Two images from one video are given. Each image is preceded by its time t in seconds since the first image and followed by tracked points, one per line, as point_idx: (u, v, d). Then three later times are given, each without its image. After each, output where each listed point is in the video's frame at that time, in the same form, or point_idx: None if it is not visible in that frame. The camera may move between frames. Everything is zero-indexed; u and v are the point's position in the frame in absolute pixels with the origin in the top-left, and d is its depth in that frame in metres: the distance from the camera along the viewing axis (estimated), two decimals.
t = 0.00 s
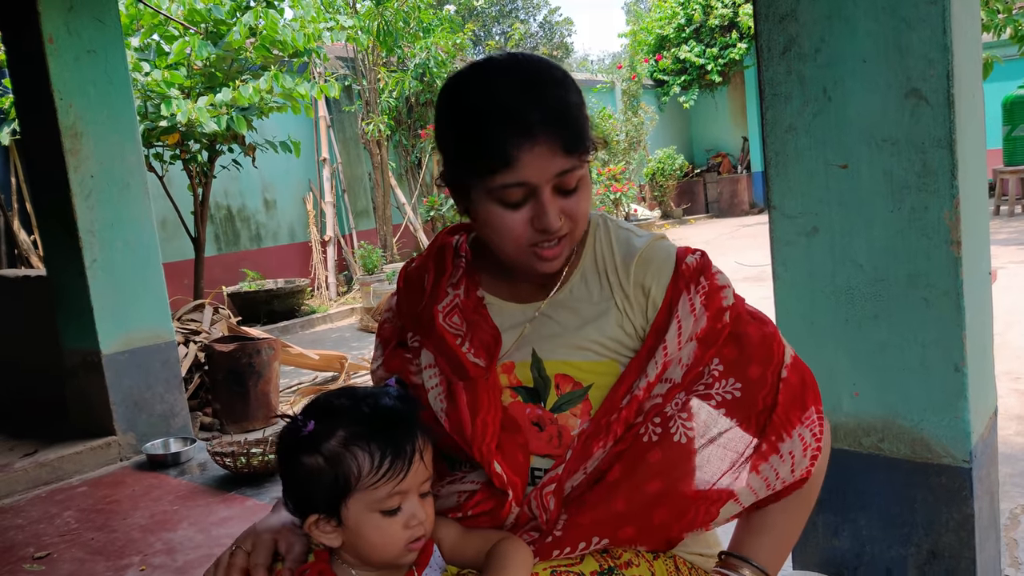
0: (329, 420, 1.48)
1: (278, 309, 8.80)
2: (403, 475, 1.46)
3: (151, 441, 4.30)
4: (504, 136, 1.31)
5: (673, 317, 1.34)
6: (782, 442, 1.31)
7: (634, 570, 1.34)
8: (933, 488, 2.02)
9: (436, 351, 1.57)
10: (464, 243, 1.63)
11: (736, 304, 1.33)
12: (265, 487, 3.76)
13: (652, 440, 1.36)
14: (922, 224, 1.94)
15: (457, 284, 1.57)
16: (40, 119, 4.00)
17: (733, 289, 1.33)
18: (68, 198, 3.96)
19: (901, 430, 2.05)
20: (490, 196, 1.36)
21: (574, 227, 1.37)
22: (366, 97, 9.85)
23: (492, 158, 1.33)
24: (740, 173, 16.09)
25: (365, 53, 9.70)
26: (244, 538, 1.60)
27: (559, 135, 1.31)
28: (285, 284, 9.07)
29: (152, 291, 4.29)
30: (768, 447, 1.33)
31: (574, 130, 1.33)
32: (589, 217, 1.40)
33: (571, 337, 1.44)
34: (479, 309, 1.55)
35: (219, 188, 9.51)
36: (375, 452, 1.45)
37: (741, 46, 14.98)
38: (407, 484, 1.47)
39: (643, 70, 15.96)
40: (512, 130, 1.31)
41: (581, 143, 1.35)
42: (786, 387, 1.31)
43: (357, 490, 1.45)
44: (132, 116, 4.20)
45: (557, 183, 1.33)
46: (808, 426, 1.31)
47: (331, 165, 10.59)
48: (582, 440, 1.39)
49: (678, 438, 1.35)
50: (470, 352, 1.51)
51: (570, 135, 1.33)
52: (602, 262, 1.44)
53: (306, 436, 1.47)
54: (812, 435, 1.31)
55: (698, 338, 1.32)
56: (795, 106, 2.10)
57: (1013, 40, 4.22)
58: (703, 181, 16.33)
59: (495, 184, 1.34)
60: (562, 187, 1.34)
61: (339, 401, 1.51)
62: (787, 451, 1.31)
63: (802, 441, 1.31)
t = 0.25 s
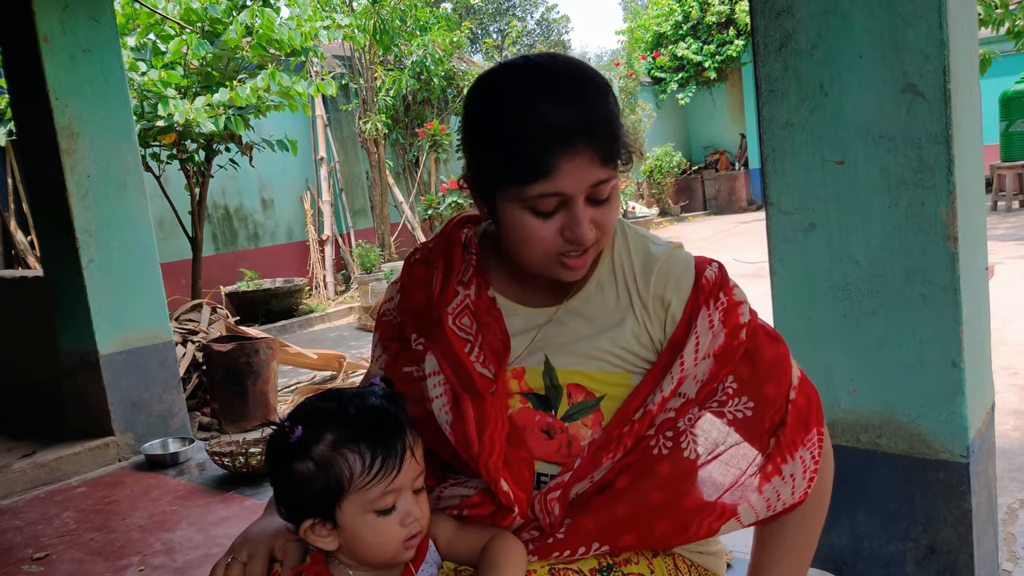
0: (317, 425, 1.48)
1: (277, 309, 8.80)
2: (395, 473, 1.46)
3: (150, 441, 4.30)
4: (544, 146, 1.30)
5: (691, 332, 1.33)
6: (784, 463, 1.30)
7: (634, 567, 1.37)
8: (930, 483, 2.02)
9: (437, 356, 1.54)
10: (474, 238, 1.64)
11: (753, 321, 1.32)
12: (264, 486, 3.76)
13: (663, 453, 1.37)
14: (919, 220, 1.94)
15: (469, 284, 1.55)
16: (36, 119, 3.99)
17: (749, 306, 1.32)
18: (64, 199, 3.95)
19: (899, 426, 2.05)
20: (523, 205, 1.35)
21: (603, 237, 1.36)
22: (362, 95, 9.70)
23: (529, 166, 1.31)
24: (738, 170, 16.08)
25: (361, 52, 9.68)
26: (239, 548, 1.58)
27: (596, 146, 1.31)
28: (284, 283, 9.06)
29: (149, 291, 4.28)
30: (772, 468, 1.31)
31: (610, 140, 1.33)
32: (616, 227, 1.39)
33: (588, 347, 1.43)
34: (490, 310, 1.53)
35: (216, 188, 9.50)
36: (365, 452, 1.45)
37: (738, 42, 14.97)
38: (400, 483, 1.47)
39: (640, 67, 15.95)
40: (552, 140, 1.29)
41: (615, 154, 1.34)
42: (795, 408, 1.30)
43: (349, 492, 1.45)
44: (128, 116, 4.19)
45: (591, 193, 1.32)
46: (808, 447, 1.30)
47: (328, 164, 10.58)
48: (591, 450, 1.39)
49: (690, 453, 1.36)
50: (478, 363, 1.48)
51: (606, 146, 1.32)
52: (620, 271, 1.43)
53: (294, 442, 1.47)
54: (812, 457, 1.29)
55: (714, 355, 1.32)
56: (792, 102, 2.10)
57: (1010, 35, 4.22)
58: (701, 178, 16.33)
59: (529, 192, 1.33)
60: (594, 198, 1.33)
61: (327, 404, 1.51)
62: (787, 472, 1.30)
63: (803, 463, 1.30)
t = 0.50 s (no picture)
0: (333, 418, 1.49)
1: (274, 307, 8.79)
2: (408, 472, 1.47)
3: (148, 441, 4.29)
4: (568, 147, 1.28)
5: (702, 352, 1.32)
6: (790, 496, 1.31)
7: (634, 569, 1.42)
8: (928, 479, 2.02)
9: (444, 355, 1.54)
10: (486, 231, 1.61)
11: (766, 346, 1.31)
12: (262, 485, 3.76)
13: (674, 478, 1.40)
14: (916, 216, 1.94)
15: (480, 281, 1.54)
16: (31, 119, 3.98)
17: (763, 330, 1.32)
18: (60, 198, 3.94)
19: (896, 421, 2.05)
20: (542, 206, 1.33)
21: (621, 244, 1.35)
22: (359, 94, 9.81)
23: (552, 167, 1.29)
24: (735, 167, 16.09)
25: (358, 50, 9.66)
26: (240, 549, 1.57)
27: (621, 151, 1.30)
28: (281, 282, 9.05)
29: (146, 290, 4.27)
30: (777, 501, 1.31)
31: (637, 146, 1.32)
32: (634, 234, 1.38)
33: (595, 354, 1.43)
34: (501, 308, 1.52)
35: (212, 187, 9.49)
36: (380, 449, 1.45)
37: (735, 39, 14.98)
38: (413, 482, 1.48)
39: (637, 64, 15.95)
40: (577, 141, 1.28)
41: (641, 161, 1.33)
42: (796, 439, 1.31)
43: (362, 487, 1.46)
44: (124, 115, 4.18)
45: (612, 199, 1.31)
46: (813, 480, 1.31)
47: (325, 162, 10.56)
48: (600, 472, 1.40)
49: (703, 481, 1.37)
50: (487, 364, 1.49)
51: (632, 151, 1.31)
52: (633, 278, 1.41)
53: (311, 434, 1.48)
54: (817, 488, 1.31)
55: (727, 378, 1.31)
56: (788, 98, 2.10)
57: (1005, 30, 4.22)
58: (698, 174, 16.33)
59: (551, 194, 1.31)
60: (615, 204, 1.32)
61: (343, 399, 1.51)
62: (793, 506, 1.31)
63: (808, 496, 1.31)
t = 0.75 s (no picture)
0: (367, 411, 1.49)
1: (272, 305, 8.78)
2: (436, 469, 1.49)
3: (146, 438, 4.29)
4: (609, 160, 1.25)
5: (708, 395, 1.34)
6: (776, 543, 1.35)
7: None
8: (925, 477, 2.03)
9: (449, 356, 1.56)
10: (504, 227, 1.63)
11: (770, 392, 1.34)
12: (260, 482, 3.76)
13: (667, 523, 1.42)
14: (915, 215, 1.94)
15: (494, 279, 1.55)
16: (29, 116, 3.97)
17: (768, 375, 1.34)
18: (58, 195, 3.93)
19: (894, 420, 2.06)
20: (574, 219, 1.31)
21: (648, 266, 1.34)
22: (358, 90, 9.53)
23: (589, 179, 1.26)
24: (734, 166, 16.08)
25: (357, 48, 9.65)
26: (240, 546, 1.57)
27: (662, 172, 1.26)
28: (280, 280, 9.05)
29: (144, 288, 4.27)
30: (762, 546, 1.35)
31: (679, 166, 1.28)
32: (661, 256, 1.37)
33: (599, 382, 1.44)
34: (512, 312, 1.52)
35: (211, 184, 9.48)
36: (412, 445, 1.47)
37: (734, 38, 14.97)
38: (438, 478, 1.50)
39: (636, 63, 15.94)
40: (619, 155, 1.24)
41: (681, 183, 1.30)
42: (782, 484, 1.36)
43: (392, 481, 1.47)
44: (123, 112, 4.17)
45: (646, 222, 1.29)
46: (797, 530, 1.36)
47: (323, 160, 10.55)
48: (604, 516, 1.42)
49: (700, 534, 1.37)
50: (494, 373, 1.50)
51: (674, 173, 1.28)
52: (651, 301, 1.42)
53: (345, 425, 1.48)
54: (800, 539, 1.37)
55: (733, 424, 1.32)
56: (787, 96, 2.10)
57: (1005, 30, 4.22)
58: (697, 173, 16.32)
59: (585, 209, 1.28)
60: (648, 227, 1.30)
61: (375, 392, 1.52)
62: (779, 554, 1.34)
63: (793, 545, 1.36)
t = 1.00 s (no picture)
0: (367, 389, 1.50)
1: (272, 298, 8.78)
2: (431, 449, 1.49)
3: (144, 429, 4.29)
4: (651, 182, 1.23)
5: (721, 421, 1.33)
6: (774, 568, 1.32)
7: None
8: (924, 474, 2.03)
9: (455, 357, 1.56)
10: (519, 222, 1.64)
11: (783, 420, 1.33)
12: (258, 473, 3.76)
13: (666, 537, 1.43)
14: (917, 211, 1.94)
15: (507, 280, 1.56)
16: (28, 104, 3.96)
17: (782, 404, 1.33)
18: (58, 185, 3.92)
19: (894, 417, 2.06)
20: (606, 236, 1.30)
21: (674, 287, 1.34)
22: (358, 85, 9.79)
23: (627, 198, 1.25)
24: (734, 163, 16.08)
25: (358, 41, 9.63)
26: (235, 538, 1.55)
27: (701, 197, 1.25)
28: (279, 273, 9.05)
29: (144, 279, 4.27)
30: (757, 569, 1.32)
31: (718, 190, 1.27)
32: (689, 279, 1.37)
33: (607, 397, 1.44)
34: (522, 316, 1.53)
35: (211, 176, 9.47)
36: (407, 423, 1.47)
37: (736, 35, 14.96)
38: (432, 460, 1.50)
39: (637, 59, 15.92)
40: (660, 177, 1.23)
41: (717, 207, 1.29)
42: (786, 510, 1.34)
43: (384, 460, 1.47)
44: (123, 102, 4.16)
45: (678, 245, 1.29)
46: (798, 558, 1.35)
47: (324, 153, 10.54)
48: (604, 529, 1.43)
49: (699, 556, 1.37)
50: (499, 384, 1.51)
51: (712, 198, 1.27)
52: (665, 322, 1.41)
53: (343, 402, 1.49)
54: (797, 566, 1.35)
55: (742, 452, 1.32)
56: (791, 91, 2.10)
57: (1008, 28, 4.22)
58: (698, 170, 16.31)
59: (619, 228, 1.27)
60: (679, 249, 1.30)
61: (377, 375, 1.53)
62: None
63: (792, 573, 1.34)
